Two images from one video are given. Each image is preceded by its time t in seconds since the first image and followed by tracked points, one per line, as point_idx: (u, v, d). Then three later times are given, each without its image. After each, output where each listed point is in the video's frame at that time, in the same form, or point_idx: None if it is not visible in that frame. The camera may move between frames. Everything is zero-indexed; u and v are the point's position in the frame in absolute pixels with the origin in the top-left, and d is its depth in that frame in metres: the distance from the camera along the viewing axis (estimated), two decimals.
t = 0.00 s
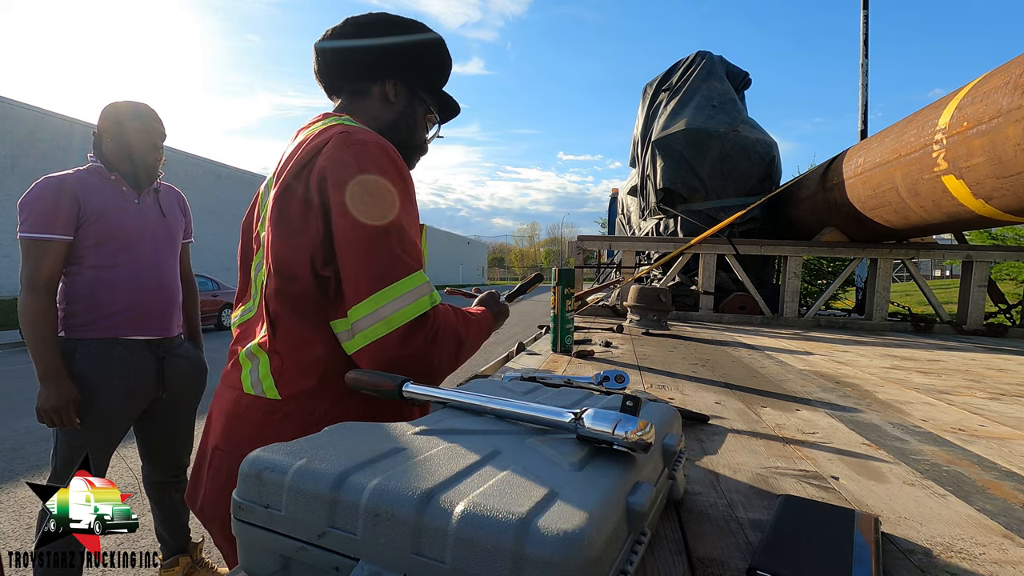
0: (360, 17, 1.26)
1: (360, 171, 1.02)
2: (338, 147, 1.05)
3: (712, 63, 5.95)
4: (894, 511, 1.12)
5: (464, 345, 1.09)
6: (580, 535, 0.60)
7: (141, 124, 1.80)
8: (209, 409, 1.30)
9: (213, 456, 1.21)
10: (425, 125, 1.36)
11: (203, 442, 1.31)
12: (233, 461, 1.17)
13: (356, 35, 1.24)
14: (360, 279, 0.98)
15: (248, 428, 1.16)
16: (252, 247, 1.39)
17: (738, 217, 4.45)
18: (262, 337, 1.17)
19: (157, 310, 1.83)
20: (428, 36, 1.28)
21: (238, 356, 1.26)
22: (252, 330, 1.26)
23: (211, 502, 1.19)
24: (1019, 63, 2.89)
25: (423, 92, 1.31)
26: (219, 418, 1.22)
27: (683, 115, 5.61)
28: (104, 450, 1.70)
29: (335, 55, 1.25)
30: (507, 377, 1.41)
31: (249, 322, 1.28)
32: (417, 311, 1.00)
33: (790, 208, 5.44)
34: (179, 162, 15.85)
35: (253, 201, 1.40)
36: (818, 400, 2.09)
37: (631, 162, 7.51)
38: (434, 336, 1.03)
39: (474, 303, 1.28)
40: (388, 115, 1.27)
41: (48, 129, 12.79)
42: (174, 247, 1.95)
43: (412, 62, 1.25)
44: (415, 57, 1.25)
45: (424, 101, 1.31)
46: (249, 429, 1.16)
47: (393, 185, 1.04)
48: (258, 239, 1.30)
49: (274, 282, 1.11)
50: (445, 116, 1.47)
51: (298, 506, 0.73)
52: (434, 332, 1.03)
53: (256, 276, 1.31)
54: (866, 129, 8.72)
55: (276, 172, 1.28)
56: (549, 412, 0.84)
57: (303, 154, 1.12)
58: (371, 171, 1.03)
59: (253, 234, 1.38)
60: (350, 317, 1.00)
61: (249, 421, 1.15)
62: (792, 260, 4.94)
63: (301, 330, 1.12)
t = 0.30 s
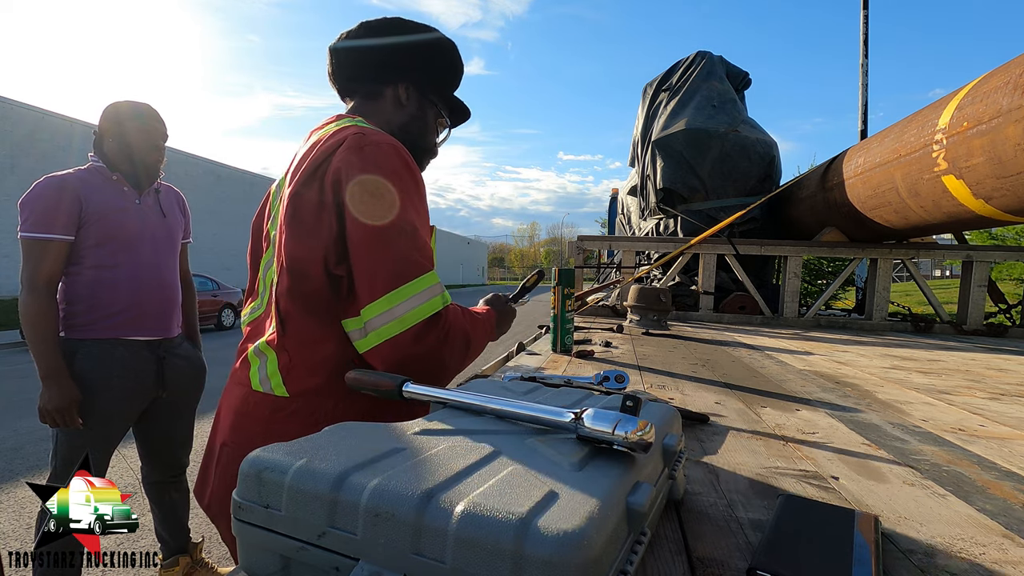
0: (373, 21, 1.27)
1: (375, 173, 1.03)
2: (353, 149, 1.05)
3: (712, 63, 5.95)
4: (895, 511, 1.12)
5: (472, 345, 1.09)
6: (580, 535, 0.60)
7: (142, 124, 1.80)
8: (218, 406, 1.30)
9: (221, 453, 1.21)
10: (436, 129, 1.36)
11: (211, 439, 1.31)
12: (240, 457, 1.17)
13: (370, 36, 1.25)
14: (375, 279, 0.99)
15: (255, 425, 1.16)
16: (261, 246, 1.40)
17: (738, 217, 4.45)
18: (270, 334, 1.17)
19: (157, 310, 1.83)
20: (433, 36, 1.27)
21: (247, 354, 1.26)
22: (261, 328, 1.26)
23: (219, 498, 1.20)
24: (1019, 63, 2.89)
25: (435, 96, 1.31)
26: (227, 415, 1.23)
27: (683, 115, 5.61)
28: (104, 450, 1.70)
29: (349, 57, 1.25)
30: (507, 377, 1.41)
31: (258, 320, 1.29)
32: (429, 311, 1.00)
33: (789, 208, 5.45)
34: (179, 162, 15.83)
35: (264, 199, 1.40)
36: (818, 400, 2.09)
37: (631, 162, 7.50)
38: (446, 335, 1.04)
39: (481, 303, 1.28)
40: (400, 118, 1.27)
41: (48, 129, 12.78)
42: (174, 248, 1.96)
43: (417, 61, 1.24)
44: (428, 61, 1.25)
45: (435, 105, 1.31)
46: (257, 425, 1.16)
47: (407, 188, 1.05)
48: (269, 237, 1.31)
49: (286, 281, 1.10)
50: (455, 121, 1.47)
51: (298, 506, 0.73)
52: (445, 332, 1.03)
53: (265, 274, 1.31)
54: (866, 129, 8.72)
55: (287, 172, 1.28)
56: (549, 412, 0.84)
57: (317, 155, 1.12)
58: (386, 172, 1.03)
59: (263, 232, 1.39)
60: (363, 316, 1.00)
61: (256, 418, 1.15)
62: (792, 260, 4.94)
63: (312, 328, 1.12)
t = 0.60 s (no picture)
0: (387, 26, 1.27)
1: (386, 174, 1.03)
2: (365, 150, 1.05)
3: (712, 63, 5.95)
4: (895, 512, 1.12)
5: (477, 345, 1.09)
6: (579, 535, 0.60)
7: (143, 124, 1.80)
8: (226, 402, 1.31)
9: (228, 447, 1.22)
10: (445, 133, 1.37)
11: (220, 435, 1.32)
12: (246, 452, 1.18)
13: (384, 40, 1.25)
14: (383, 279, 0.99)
15: (261, 421, 1.16)
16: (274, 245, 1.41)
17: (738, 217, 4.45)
18: (278, 331, 1.17)
19: (158, 310, 1.83)
20: (431, 36, 1.26)
21: (255, 350, 1.27)
22: (270, 325, 1.26)
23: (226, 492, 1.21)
24: (1019, 63, 2.89)
25: (446, 101, 1.31)
26: (235, 410, 1.23)
27: (683, 115, 5.61)
28: (103, 450, 1.70)
29: (362, 61, 1.26)
30: (507, 377, 1.41)
31: (267, 318, 1.29)
32: (433, 310, 1.00)
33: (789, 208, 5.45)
34: (179, 162, 15.81)
35: (277, 200, 1.41)
36: (818, 400, 2.09)
37: (631, 162, 7.51)
38: (450, 334, 1.03)
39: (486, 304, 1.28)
40: (410, 122, 1.27)
41: (48, 129, 12.78)
42: (175, 247, 1.95)
43: (423, 65, 1.24)
44: (440, 66, 1.26)
45: (446, 110, 1.32)
46: (263, 421, 1.16)
47: (416, 191, 1.05)
48: (281, 235, 1.31)
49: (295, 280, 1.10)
50: (465, 126, 1.47)
51: (298, 507, 0.73)
52: (449, 332, 1.03)
53: (275, 272, 1.32)
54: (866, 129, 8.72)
55: (300, 174, 1.29)
56: (549, 412, 0.85)
57: (328, 156, 1.12)
58: (397, 173, 1.03)
59: (276, 232, 1.39)
60: (369, 313, 1.00)
61: (263, 413, 1.16)
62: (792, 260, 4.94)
63: (320, 325, 1.12)
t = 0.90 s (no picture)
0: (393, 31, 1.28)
1: (389, 175, 1.03)
2: (368, 151, 1.05)
3: (712, 63, 5.95)
4: (895, 512, 1.12)
5: (482, 343, 1.09)
6: (580, 535, 0.60)
7: (144, 124, 1.80)
8: (228, 400, 1.31)
9: (229, 446, 1.22)
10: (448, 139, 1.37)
11: (221, 433, 1.32)
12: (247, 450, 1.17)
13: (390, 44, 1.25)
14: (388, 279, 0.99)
15: (262, 419, 1.16)
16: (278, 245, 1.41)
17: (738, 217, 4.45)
18: (280, 329, 1.17)
19: (161, 310, 1.82)
20: (426, 36, 1.26)
21: (257, 349, 1.27)
22: (272, 324, 1.26)
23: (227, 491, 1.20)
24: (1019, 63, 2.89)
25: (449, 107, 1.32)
26: (237, 408, 1.23)
27: (683, 115, 5.62)
28: (103, 450, 1.69)
29: (367, 64, 1.26)
30: (507, 377, 1.41)
31: (269, 317, 1.29)
32: (440, 308, 1.00)
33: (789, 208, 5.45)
34: (179, 162, 15.80)
35: (281, 201, 1.41)
36: (818, 400, 2.09)
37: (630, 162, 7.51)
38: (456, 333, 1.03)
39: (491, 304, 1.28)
40: (413, 127, 1.27)
41: (48, 129, 12.77)
42: (177, 247, 1.95)
43: (428, 70, 1.24)
44: (444, 71, 1.26)
45: (449, 115, 1.32)
46: (264, 419, 1.16)
47: (420, 192, 1.05)
48: (285, 235, 1.32)
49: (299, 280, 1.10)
50: (468, 132, 1.48)
51: (298, 507, 0.73)
52: (455, 331, 1.03)
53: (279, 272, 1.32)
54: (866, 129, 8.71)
55: (304, 176, 1.29)
56: (550, 412, 0.85)
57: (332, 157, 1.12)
58: (401, 174, 1.04)
59: (280, 232, 1.40)
60: (378, 312, 1.00)
61: (265, 411, 1.15)
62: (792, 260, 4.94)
63: (323, 324, 1.12)
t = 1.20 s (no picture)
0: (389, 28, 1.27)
1: (386, 174, 1.03)
2: (364, 150, 1.05)
3: (712, 63, 5.96)
4: (895, 512, 1.12)
5: (481, 341, 1.09)
6: (579, 535, 0.60)
7: (144, 124, 1.80)
8: (224, 401, 1.30)
9: (226, 447, 1.21)
10: (443, 138, 1.37)
11: (218, 434, 1.31)
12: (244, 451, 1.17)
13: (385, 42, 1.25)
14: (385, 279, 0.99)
15: (259, 420, 1.16)
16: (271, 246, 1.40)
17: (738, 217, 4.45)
18: (275, 331, 1.17)
19: (161, 310, 1.82)
20: (425, 35, 1.26)
21: (253, 351, 1.27)
22: (268, 325, 1.26)
23: (224, 492, 1.20)
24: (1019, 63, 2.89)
25: (445, 105, 1.32)
26: (233, 410, 1.23)
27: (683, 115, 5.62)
28: (104, 450, 1.69)
29: (363, 62, 1.26)
30: (507, 377, 1.41)
31: (265, 318, 1.29)
32: (439, 308, 1.00)
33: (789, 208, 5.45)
34: (179, 162, 15.81)
35: (275, 202, 1.40)
36: (818, 400, 2.09)
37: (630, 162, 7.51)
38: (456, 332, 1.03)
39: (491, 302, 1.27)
40: (409, 126, 1.28)
41: (48, 129, 12.77)
42: (178, 247, 1.95)
43: (424, 69, 1.24)
44: (440, 70, 1.26)
45: (444, 114, 1.33)
46: (261, 421, 1.16)
47: (416, 191, 1.05)
48: (279, 235, 1.31)
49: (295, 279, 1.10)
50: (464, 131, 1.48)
51: (298, 507, 0.73)
52: (454, 330, 1.02)
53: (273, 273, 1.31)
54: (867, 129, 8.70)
55: (298, 175, 1.29)
56: (549, 411, 0.85)
57: (328, 156, 1.12)
58: (398, 173, 1.04)
59: (273, 232, 1.39)
60: (376, 313, 1.00)
61: (262, 412, 1.15)
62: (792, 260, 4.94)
63: (319, 324, 1.12)
